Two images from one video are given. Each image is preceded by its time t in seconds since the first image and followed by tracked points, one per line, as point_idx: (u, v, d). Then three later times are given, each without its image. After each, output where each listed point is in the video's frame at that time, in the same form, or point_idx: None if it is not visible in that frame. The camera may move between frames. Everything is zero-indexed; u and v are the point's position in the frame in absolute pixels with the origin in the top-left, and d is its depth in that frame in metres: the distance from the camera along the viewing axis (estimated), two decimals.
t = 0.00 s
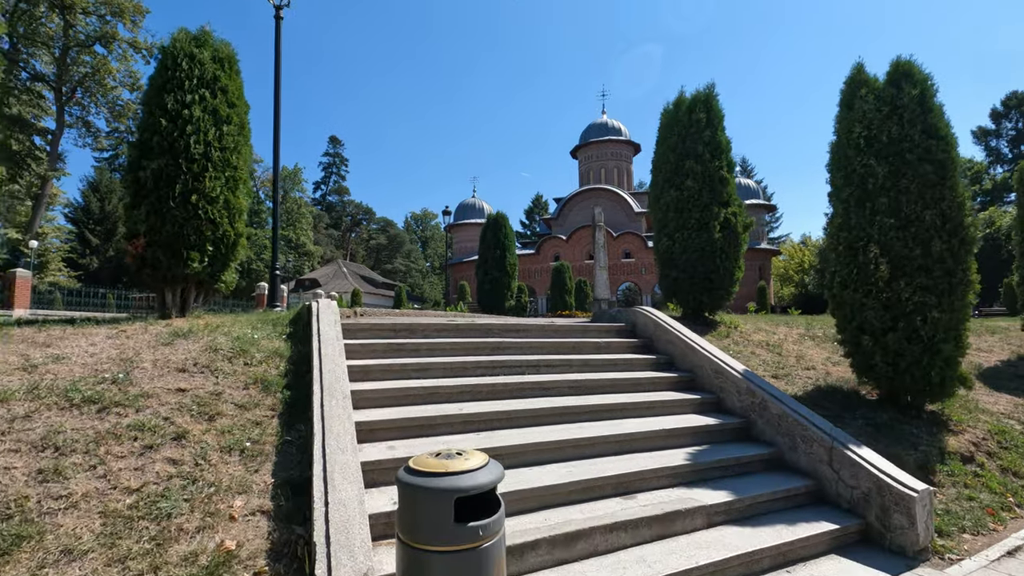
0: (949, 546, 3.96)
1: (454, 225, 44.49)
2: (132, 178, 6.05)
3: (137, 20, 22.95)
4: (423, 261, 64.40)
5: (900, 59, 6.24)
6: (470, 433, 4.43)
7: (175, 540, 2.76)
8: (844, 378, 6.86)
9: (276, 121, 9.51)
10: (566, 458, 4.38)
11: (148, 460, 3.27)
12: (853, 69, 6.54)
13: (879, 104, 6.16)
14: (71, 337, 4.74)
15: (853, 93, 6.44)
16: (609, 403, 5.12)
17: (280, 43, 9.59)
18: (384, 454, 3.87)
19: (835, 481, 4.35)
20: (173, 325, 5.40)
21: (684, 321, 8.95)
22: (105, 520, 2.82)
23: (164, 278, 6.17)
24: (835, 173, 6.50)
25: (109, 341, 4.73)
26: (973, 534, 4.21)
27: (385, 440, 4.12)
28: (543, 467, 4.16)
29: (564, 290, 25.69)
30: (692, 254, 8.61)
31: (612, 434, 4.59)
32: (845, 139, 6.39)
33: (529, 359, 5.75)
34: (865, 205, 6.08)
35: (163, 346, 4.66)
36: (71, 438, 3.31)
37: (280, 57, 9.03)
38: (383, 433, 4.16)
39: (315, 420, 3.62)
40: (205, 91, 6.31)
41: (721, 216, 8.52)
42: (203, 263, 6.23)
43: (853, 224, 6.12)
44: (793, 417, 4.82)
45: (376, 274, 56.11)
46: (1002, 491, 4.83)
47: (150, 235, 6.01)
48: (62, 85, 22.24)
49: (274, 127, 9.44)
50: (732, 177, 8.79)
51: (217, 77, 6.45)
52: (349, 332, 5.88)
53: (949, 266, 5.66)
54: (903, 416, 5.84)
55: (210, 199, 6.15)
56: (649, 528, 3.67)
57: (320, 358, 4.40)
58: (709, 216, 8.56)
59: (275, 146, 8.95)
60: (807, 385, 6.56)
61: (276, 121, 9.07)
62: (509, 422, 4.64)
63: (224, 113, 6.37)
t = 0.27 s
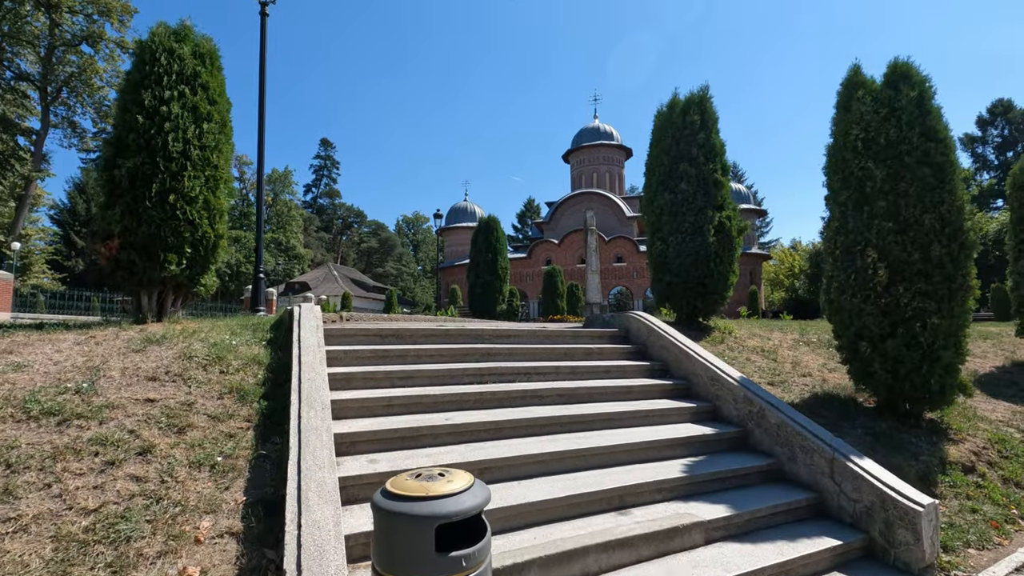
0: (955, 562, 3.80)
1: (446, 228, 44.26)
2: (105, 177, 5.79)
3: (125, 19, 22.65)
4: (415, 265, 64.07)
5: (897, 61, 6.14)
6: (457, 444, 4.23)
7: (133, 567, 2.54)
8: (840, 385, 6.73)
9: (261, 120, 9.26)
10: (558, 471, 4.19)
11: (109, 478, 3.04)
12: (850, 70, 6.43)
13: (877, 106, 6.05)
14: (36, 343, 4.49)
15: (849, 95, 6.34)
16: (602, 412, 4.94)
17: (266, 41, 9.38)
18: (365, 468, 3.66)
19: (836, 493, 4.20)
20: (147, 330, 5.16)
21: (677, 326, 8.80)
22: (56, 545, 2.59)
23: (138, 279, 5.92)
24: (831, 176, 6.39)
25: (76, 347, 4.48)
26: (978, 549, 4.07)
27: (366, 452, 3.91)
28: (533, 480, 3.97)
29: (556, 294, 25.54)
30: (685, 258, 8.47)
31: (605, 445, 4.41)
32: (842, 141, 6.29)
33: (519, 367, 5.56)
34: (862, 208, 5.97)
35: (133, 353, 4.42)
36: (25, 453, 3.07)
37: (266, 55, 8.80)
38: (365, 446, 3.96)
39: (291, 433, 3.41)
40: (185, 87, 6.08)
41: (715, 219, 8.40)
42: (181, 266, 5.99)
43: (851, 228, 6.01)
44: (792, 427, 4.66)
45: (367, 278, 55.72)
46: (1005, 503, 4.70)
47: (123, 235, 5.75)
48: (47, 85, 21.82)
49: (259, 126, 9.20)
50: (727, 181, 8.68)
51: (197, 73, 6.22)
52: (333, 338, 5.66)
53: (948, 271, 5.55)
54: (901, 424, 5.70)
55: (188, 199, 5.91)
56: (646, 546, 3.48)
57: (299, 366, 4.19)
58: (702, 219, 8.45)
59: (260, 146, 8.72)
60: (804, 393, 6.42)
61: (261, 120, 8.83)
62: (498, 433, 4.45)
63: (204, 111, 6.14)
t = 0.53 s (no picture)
0: None
1: (438, 232, 43.95)
2: (71, 173, 5.50)
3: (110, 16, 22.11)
4: (407, 269, 63.68)
5: (896, 57, 5.97)
6: (440, 456, 3.98)
7: None
8: (839, 390, 6.52)
9: (243, 116, 8.95)
10: (546, 483, 3.94)
11: (49, 497, 2.76)
12: (848, 67, 6.25)
13: (876, 103, 5.88)
14: None
15: (847, 92, 6.17)
16: (593, 420, 4.69)
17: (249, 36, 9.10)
18: (338, 483, 3.39)
19: (840, 507, 3.97)
20: (112, 334, 4.86)
21: (671, 329, 8.59)
22: None
23: (107, 281, 5.61)
24: (829, 175, 6.20)
25: (30, 352, 4.18)
26: (989, 565, 3.85)
27: (340, 465, 3.65)
28: (519, 495, 3.72)
29: (548, 298, 25.32)
30: (679, 260, 8.27)
31: (597, 455, 4.16)
32: (840, 139, 6.10)
33: (507, 372, 5.31)
34: (862, 207, 5.78)
35: (92, 359, 4.14)
36: None
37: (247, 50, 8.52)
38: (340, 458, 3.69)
39: (255, 446, 3.14)
40: (158, 79, 5.80)
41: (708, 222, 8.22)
42: (152, 266, 5.69)
43: (850, 229, 5.83)
44: (792, 435, 4.43)
45: (359, 281, 55.30)
46: (1014, 514, 4.49)
47: (90, 235, 5.45)
48: (30, 85, 21.36)
49: (241, 123, 8.89)
50: (721, 181, 8.48)
51: (171, 65, 5.94)
52: (311, 342, 5.38)
53: (952, 273, 5.36)
54: (903, 432, 5.50)
55: (159, 197, 5.62)
56: (640, 567, 3.23)
57: (269, 373, 3.91)
58: (696, 222, 8.24)
59: (241, 143, 8.42)
60: (802, 398, 6.21)
61: (242, 116, 8.53)
62: (482, 443, 4.19)
63: (178, 104, 5.86)
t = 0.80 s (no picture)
0: None
1: (429, 233, 43.53)
2: (20, 163, 5.10)
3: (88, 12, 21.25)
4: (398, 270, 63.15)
5: (898, 47, 5.72)
6: (414, 470, 3.65)
7: None
8: (839, 395, 6.24)
9: (216, 108, 8.53)
10: (528, 499, 3.61)
11: None
12: (847, 57, 6.00)
13: (878, 95, 5.62)
14: None
15: (847, 83, 5.91)
16: (581, 428, 4.37)
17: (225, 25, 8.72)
18: (295, 504, 3.05)
19: (848, 524, 3.67)
20: (60, 337, 4.48)
21: (664, 331, 8.30)
22: None
23: (59, 280, 5.22)
24: (829, 170, 5.94)
25: None
26: None
27: (301, 483, 3.30)
28: (498, 513, 3.39)
29: (539, 300, 24.99)
30: (672, 259, 7.98)
31: (584, 468, 3.84)
32: (840, 131, 5.84)
33: (490, 377, 4.97)
34: (864, 202, 5.51)
35: (30, 365, 3.76)
36: None
37: (221, 39, 8.13)
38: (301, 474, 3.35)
39: (198, 463, 2.78)
40: (118, 64, 5.42)
41: (701, 221, 7.94)
42: (110, 265, 5.31)
43: (851, 225, 5.55)
44: (795, 444, 4.13)
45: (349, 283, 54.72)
46: None
47: (40, 230, 5.06)
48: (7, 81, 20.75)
49: (215, 115, 8.48)
50: (716, 178, 8.21)
51: (133, 50, 5.56)
52: (280, 345, 5.02)
53: (959, 272, 5.09)
54: (908, 439, 5.22)
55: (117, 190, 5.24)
56: None
57: (225, 380, 3.55)
58: (689, 220, 7.96)
59: (214, 136, 8.02)
60: (801, 404, 5.92)
61: (216, 108, 8.13)
62: (460, 455, 3.86)
63: (140, 91, 5.48)
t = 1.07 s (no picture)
0: None
1: (420, 235, 43.17)
2: None
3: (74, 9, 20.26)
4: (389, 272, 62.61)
5: (903, 38, 5.48)
6: (389, 490, 3.33)
7: None
8: (841, 402, 5.99)
9: (192, 100, 8.14)
10: (514, 521, 3.31)
11: None
12: (849, 50, 5.76)
13: (881, 88, 5.38)
14: None
15: (850, 76, 5.68)
16: (572, 440, 4.07)
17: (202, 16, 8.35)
18: (251, 532, 2.72)
19: (860, 545, 3.40)
20: (6, 343, 4.12)
21: (658, 335, 8.03)
22: None
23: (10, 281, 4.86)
24: (831, 167, 5.70)
25: None
26: None
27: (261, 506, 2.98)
28: (480, 539, 3.08)
29: (531, 302, 24.72)
30: (667, 260, 7.72)
31: (575, 486, 3.54)
32: (841, 127, 5.61)
33: (476, 384, 4.66)
34: (868, 201, 5.27)
35: None
36: None
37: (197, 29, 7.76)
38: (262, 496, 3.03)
39: (136, 487, 2.44)
40: (77, 50, 5.06)
41: (696, 221, 7.68)
42: (66, 264, 4.96)
43: (854, 224, 5.31)
44: (800, 458, 3.86)
45: (340, 285, 54.20)
46: None
47: None
48: None
49: (190, 109, 8.06)
50: (711, 176, 7.96)
51: (94, 35, 5.17)
52: (250, 350, 4.67)
53: (969, 273, 4.85)
54: (916, 449, 4.97)
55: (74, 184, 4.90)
56: None
57: (178, 390, 3.21)
58: (683, 220, 7.70)
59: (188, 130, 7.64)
60: (802, 412, 5.66)
61: (190, 100, 7.73)
62: (440, 472, 3.55)
63: (101, 80, 5.14)
